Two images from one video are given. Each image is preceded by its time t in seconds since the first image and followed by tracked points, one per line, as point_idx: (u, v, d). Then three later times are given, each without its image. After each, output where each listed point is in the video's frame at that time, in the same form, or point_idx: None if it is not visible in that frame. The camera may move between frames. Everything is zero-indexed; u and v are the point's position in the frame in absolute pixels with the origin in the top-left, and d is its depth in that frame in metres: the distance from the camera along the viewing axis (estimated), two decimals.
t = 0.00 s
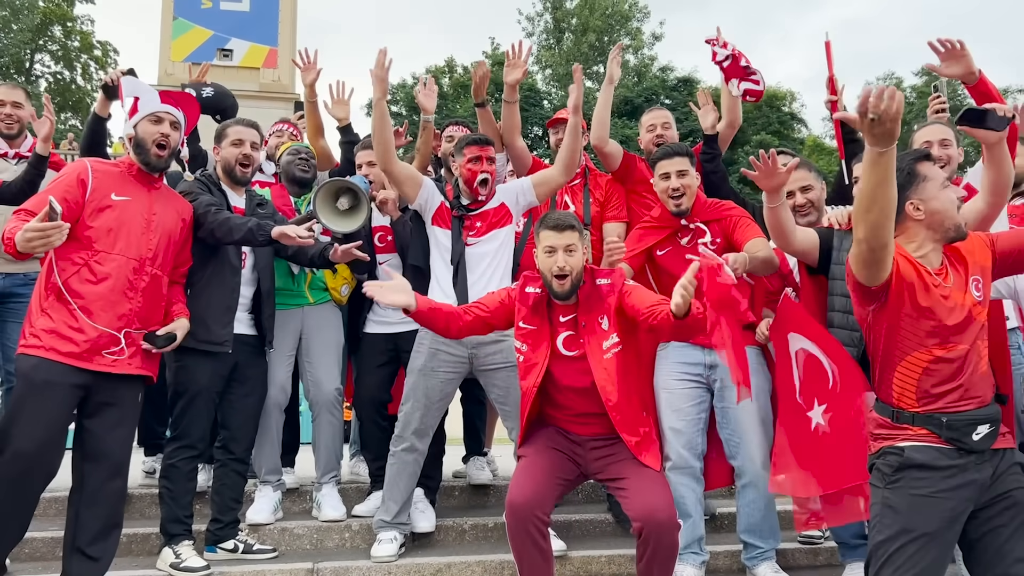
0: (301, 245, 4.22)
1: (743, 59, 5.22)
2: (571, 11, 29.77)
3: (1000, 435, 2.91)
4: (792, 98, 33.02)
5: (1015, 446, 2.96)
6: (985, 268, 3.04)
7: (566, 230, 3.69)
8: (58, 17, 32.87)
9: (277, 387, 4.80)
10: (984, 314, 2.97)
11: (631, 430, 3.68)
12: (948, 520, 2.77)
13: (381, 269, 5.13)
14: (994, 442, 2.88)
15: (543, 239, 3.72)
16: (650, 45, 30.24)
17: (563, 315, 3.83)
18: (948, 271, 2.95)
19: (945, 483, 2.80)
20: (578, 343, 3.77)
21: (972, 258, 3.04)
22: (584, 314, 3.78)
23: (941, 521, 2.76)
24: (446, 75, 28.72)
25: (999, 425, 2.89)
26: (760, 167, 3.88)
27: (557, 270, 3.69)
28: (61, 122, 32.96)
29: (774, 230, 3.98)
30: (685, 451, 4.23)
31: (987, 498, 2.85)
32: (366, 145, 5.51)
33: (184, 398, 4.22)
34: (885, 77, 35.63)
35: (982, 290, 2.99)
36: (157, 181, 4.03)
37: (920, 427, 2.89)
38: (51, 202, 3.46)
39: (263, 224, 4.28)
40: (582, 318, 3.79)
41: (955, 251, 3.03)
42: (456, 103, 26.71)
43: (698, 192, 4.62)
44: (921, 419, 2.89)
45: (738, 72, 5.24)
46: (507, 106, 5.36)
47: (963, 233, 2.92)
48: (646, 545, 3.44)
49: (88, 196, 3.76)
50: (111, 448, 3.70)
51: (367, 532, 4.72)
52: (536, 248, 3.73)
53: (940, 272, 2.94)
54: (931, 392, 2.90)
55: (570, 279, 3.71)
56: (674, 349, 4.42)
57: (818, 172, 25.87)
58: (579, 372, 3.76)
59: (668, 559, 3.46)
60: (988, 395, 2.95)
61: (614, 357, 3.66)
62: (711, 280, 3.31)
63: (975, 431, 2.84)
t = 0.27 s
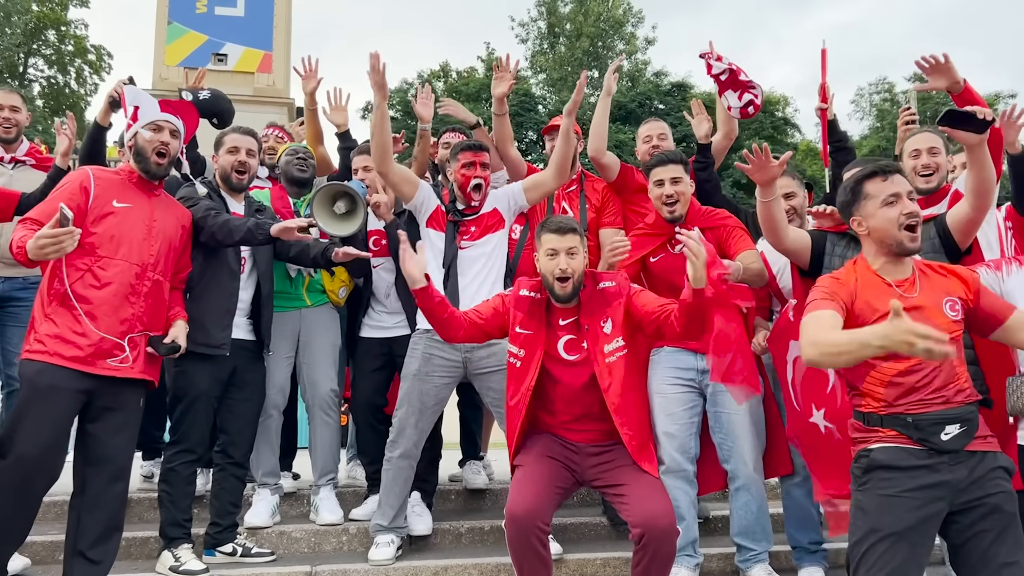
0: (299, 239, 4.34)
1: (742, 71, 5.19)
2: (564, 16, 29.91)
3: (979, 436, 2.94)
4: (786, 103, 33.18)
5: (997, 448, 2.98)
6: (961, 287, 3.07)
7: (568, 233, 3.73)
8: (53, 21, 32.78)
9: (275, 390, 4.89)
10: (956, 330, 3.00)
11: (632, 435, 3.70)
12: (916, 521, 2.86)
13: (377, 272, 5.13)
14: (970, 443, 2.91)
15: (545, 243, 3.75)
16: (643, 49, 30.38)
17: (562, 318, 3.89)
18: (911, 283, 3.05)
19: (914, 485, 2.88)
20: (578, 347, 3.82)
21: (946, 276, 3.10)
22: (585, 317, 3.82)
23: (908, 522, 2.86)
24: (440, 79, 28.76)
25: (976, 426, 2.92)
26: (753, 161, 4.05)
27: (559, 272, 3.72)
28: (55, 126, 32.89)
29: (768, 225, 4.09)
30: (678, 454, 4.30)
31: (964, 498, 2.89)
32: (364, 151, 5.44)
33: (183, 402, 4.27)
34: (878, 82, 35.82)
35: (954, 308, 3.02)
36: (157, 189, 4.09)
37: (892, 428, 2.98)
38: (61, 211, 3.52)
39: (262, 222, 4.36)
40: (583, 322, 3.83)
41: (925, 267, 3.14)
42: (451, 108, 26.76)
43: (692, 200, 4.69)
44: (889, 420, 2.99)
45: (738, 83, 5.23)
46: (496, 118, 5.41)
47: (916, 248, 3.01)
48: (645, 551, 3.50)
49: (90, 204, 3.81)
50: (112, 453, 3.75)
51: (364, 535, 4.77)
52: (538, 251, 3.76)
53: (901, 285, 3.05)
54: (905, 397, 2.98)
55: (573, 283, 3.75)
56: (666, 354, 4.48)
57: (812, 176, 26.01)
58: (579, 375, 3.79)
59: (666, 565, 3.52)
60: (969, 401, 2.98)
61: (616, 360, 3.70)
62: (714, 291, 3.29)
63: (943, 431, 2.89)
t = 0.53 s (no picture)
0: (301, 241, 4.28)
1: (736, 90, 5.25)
2: (558, 20, 30.01)
3: (949, 440, 3.03)
4: (779, 107, 33.34)
5: (969, 454, 3.05)
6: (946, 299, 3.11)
7: (557, 231, 3.79)
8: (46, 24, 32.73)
9: (272, 393, 4.97)
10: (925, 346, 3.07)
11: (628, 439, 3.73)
12: (880, 519, 2.98)
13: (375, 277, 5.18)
14: (937, 448, 3.01)
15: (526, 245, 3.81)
16: (637, 54, 30.50)
17: (558, 315, 3.87)
18: (887, 292, 3.14)
19: (880, 485, 3.02)
20: (573, 344, 3.81)
21: (934, 288, 3.14)
22: (584, 318, 3.84)
23: (872, 520, 2.99)
24: (435, 84, 28.81)
25: (944, 431, 3.02)
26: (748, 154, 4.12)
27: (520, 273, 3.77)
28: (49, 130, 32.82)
29: (761, 223, 4.17)
30: (672, 457, 4.34)
31: (932, 501, 2.99)
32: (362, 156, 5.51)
33: (183, 407, 4.31)
34: (870, 87, 36.02)
35: (925, 322, 3.08)
36: (156, 197, 4.13)
37: (861, 430, 3.11)
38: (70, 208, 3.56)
39: (263, 222, 4.41)
40: (582, 323, 3.83)
41: (914, 275, 3.20)
42: (445, 112, 26.82)
43: (687, 206, 4.75)
44: (858, 423, 3.12)
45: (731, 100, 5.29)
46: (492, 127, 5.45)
47: (886, 259, 3.11)
48: (642, 555, 3.57)
49: (90, 210, 3.85)
50: (113, 457, 3.78)
51: (362, 539, 4.81)
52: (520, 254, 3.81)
53: (877, 293, 3.14)
54: (873, 400, 3.11)
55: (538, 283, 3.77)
56: (659, 358, 4.55)
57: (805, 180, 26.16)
58: (574, 375, 3.79)
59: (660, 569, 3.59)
60: (939, 408, 3.07)
61: (619, 363, 3.72)
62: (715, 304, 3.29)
63: (906, 435, 3.02)
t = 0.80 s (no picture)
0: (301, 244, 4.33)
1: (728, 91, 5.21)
2: (553, 24, 30.11)
3: (928, 441, 3.07)
4: (774, 110, 33.46)
5: (952, 457, 3.07)
6: (925, 306, 3.15)
7: (552, 231, 3.82)
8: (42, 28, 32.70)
9: (271, 397, 5.01)
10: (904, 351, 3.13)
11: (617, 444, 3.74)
12: (859, 518, 3.04)
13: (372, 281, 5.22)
14: (915, 447, 3.06)
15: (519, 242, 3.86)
16: (632, 58, 30.61)
17: (554, 315, 3.90)
18: (866, 300, 3.23)
19: (860, 485, 3.07)
20: (565, 345, 3.84)
21: (916, 293, 3.18)
22: (578, 322, 3.86)
23: (852, 519, 3.04)
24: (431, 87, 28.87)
25: (921, 431, 3.06)
26: (738, 157, 4.14)
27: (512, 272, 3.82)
28: (44, 133, 32.79)
29: (751, 224, 4.22)
30: (665, 460, 4.38)
31: (913, 502, 3.02)
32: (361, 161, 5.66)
33: (182, 411, 4.34)
34: (864, 90, 36.18)
35: (900, 327, 3.14)
36: (157, 203, 4.16)
37: (842, 432, 3.21)
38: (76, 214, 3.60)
39: (264, 224, 4.45)
40: (577, 327, 3.85)
41: (899, 281, 3.25)
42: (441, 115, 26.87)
43: (680, 211, 4.79)
44: (839, 425, 3.23)
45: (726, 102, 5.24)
46: (490, 131, 5.57)
47: (856, 272, 3.20)
48: (628, 562, 3.58)
49: (89, 217, 3.89)
50: (112, 461, 3.81)
51: (359, 542, 4.84)
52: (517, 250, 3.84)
53: (856, 300, 3.24)
54: (853, 402, 3.19)
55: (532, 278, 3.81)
56: (650, 363, 4.59)
57: (799, 183, 26.28)
58: (568, 373, 3.83)
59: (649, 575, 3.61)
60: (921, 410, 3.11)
61: (608, 368, 3.75)
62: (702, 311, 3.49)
63: (882, 434, 3.09)
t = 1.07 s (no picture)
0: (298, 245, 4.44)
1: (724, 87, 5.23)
2: (549, 26, 30.16)
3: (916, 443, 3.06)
4: (770, 112, 33.53)
5: (945, 461, 3.06)
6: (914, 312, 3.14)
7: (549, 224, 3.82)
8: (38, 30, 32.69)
9: (268, 400, 5.03)
10: (893, 353, 3.15)
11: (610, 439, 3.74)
12: (844, 518, 3.07)
13: (370, 285, 5.24)
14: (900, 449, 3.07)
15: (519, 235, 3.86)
16: (628, 60, 30.69)
17: (547, 307, 3.90)
18: (861, 302, 3.27)
19: (845, 485, 3.12)
20: (557, 335, 3.84)
21: (909, 299, 3.18)
22: (571, 313, 3.87)
23: (837, 518, 3.08)
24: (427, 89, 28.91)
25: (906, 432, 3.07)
26: (728, 157, 4.25)
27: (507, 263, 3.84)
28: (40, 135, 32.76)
29: (741, 223, 4.24)
30: (659, 462, 4.41)
31: (901, 504, 3.03)
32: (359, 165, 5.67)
33: (180, 414, 4.35)
34: (860, 92, 36.28)
35: (891, 332, 3.15)
36: (156, 208, 4.18)
37: (834, 431, 3.25)
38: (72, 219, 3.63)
39: (261, 231, 4.48)
40: (569, 317, 3.86)
41: (896, 285, 3.25)
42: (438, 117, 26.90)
43: (677, 215, 4.80)
44: (829, 424, 3.29)
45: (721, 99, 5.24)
46: (492, 134, 5.55)
47: (841, 276, 3.27)
48: (620, 559, 3.60)
49: (88, 222, 3.91)
50: (110, 464, 3.83)
51: (356, 544, 4.86)
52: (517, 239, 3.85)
53: (851, 303, 3.29)
54: (847, 400, 3.24)
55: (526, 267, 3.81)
56: (643, 366, 4.61)
57: (795, 185, 26.35)
58: (558, 364, 3.83)
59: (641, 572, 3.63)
60: (911, 412, 3.11)
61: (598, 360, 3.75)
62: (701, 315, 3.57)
63: (867, 434, 3.12)
